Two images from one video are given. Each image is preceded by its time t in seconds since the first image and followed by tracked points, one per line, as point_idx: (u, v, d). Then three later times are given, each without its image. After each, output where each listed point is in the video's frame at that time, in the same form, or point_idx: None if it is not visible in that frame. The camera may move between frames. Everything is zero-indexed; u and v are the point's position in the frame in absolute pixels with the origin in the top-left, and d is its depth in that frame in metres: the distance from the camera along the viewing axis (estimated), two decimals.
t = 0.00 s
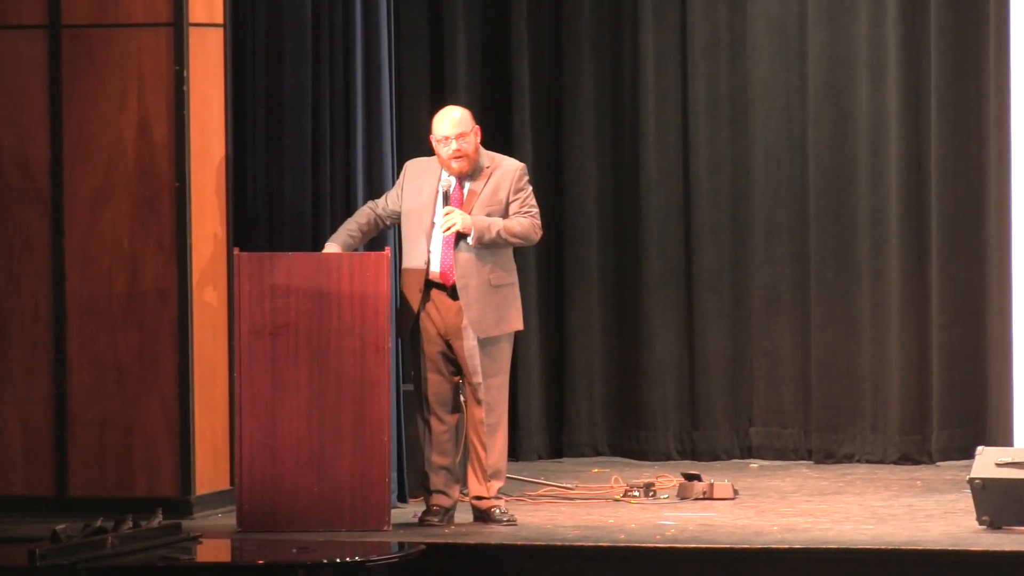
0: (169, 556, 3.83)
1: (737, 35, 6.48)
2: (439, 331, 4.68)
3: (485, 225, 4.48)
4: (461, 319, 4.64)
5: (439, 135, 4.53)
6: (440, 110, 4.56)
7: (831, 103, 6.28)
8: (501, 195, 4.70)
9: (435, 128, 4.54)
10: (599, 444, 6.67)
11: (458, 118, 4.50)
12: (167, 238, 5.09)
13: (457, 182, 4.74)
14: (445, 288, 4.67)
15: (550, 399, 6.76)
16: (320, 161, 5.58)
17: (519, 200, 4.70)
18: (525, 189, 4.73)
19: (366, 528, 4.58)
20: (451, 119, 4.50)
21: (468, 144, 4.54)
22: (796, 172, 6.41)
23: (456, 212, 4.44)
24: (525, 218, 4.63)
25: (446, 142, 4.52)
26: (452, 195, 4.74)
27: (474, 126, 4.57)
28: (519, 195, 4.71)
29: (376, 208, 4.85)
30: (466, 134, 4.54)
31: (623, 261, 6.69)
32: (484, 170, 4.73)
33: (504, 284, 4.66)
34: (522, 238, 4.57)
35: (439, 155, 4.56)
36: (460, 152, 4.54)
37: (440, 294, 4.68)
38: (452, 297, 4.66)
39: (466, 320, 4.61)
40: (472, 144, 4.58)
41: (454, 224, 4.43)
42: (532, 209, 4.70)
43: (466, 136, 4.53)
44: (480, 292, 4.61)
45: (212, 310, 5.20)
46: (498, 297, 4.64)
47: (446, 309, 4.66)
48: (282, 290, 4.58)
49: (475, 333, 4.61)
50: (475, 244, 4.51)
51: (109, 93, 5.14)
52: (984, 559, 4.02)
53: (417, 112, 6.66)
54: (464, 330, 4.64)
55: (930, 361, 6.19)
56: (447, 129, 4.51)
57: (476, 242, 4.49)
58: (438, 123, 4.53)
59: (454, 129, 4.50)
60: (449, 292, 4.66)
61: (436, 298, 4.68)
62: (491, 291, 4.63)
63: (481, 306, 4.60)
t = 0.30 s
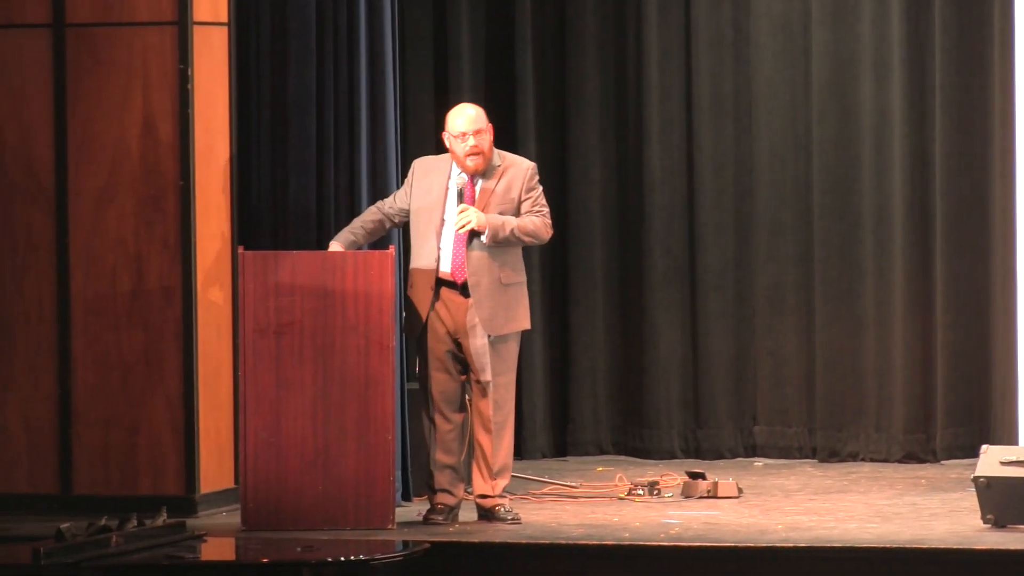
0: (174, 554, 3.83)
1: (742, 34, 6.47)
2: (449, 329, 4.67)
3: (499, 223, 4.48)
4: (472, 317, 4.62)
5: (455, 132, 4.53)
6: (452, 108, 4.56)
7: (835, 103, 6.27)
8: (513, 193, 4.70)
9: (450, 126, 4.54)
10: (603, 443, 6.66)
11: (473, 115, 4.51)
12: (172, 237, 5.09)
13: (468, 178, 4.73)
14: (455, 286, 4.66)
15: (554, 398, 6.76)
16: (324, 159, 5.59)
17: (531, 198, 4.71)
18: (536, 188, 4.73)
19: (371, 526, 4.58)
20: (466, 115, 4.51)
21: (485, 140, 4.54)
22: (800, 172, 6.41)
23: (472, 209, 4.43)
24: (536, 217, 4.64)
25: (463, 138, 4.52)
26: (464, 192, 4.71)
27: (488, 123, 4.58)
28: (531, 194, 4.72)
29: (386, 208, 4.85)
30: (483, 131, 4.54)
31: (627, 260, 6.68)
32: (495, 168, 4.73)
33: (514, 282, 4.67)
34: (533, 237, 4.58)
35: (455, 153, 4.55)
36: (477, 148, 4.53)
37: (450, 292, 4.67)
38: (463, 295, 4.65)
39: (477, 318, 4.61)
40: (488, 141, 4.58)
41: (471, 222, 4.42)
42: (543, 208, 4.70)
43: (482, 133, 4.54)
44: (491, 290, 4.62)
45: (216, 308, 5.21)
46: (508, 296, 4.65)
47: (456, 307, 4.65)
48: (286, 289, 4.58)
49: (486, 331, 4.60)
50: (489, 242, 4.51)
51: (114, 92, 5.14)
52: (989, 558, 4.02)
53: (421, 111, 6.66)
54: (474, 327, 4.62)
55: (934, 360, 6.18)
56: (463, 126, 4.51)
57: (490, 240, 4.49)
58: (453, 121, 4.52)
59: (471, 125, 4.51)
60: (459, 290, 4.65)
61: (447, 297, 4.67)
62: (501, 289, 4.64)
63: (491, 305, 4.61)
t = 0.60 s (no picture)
0: (180, 553, 3.83)
1: (747, 33, 6.47)
2: (460, 328, 4.66)
3: (516, 221, 4.48)
4: (485, 314, 4.63)
5: (470, 130, 4.55)
6: (466, 107, 4.59)
7: (840, 102, 6.26)
8: (527, 193, 4.72)
9: (465, 124, 4.57)
10: (609, 442, 6.66)
11: (488, 113, 4.54)
12: (177, 236, 5.09)
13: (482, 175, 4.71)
14: (466, 283, 4.66)
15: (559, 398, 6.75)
16: (329, 157, 5.59)
17: (545, 198, 4.74)
18: (549, 188, 4.76)
19: (377, 525, 4.57)
20: (480, 113, 4.54)
21: (500, 138, 4.57)
22: (806, 171, 6.40)
23: (489, 207, 4.41)
24: (550, 217, 4.66)
25: (479, 135, 4.54)
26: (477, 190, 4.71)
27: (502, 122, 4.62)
28: (544, 193, 4.75)
29: (393, 206, 4.84)
30: (497, 128, 4.57)
31: (632, 259, 6.68)
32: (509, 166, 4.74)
33: (527, 280, 4.68)
34: (547, 237, 4.60)
35: (470, 151, 4.57)
36: (493, 145, 4.55)
37: (460, 291, 4.67)
38: (475, 292, 4.64)
39: (489, 316, 4.62)
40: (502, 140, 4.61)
41: (488, 219, 4.41)
42: (555, 208, 4.73)
43: (497, 131, 4.56)
44: (502, 288, 4.62)
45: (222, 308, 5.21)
46: (520, 295, 4.66)
47: (468, 306, 4.64)
48: (291, 288, 4.58)
49: (498, 329, 4.62)
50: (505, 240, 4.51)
51: (120, 92, 5.14)
52: (995, 558, 4.01)
53: (426, 110, 6.65)
54: (486, 326, 4.63)
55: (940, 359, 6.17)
56: (478, 123, 4.54)
57: (506, 238, 4.49)
58: (467, 118, 4.55)
59: (486, 123, 4.53)
60: (471, 288, 4.65)
61: (458, 295, 4.66)
62: (513, 287, 4.65)
63: (502, 303, 4.61)
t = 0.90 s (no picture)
0: (186, 553, 3.83)
1: (752, 34, 6.47)
2: (473, 328, 4.66)
3: (533, 222, 4.48)
4: (500, 315, 4.63)
5: (485, 130, 4.55)
6: (480, 108, 4.61)
7: (846, 101, 6.26)
8: (541, 192, 4.72)
9: (480, 125, 4.57)
10: (614, 442, 6.65)
11: (503, 113, 4.55)
12: (182, 236, 5.10)
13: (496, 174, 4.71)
14: (480, 284, 4.65)
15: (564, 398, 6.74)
16: (335, 159, 5.60)
17: (558, 198, 4.74)
18: (562, 188, 4.77)
19: (382, 525, 4.58)
20: (494, 113, 4.55)
21: (515, 138, 4.57)
22: (811, 171, 6.40)
23: (509, 206, 4.38)
24: (564, 216, 4.68)
25: (495, 135, 4.54)
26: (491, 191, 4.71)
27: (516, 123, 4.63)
28: (557, 192, 4.75)
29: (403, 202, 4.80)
30: (512, 129, 4.57)
31: (637, 259, 6.67)
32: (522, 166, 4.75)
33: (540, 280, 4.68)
34: (563, 237, 4.60)
35: (485, 151, 4.57)
36: (508, 146, 4.56)
37: (472, 290, 4.66)
38: (489, 292, 4.64)
39: (504, 317, 4.63)
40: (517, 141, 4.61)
41: (509, 217, 4.37)
42: (567, 208, 4.75)
43: (512, 131, 4.57)
44: (512, 288, 4.62)
45: (227, 308, 5.21)
46: (532, 295, 4.66)
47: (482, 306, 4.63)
48: (297, 288, 4.58)
49: (513, 330, 4.63)
50: (522, 240, 4.51)
51: (125, 92, 5.15)
52: (1000, 558, 4.00)
53: (431, 111, 6.65)
54: (501, 326, 4.64)
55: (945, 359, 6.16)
56: (493, 123, 4.54)
57: (524, 238, 4.49)
58: (482, 118, 4.56)
59: (501, 122, 4.54)
60: (485, 288, 4.64)
61: (472, 295, 4.65)
62: (526, 287, 4.65)
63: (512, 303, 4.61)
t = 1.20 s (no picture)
0: (191, 553, 3.83)
1: (757, 34, 6.47)
2: (487, 328, 4.66)
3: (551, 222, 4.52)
4: (515, 314, 4.65)
5: (501, 129, 4.57)
6: (493, 107, 4.64)
7: (851, 101, 6.25)
8: (553, 191, 4.74)
9: (494, 124, 4.59)
10: (618, 442, 6.65)
11: (516, 112, 4.59)
12: (187, 235, 5.10)
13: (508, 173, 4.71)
14: (496, 284, 4.65)
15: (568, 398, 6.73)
16: (340, 159, 5.59)
17: (567, 198, 4.78)
18: (570, 189, 4.80)
19: (386, 525, 4.58)
20: (508, 112, 4.59)
21: (529, 138, 4.61)
22: (816, 170, 6.39)
23: (530, 204, 4.41)
24: (576, 216, 4.71)
25: (510, 134, 4.57)
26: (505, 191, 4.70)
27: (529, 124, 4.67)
28: (568, 193, 4.78)
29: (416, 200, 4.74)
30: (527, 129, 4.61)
31: (642, 258, 6.66)
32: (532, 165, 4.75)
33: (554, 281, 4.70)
34: (576, 236, 4.64)
35: (498, 149, 4.59)
36: (523, 145, 4.58)
37: (489, 291, 4.65)
38: (505, 291, 4.64)
39: (521, 316, 4.64)
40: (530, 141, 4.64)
41: (530, 215, 4.39)
42: (578, 208, 4.79)
43: (527, 131, 4.60)
44: (522, 286, 4.62)
45: (232, 307, 5.21)
46: (547, 295, 4.67)
47: (499, 307, 4.63)
48: (301, 288, 4.59)
49: (528, 330, 4.65)
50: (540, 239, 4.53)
51: (131, 91, 5.15)
52: (1005, 557, 4.00)
53: (436, 110, 6.65)
54: (516, 326, 4.65)
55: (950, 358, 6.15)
56: (508, 122, 4.57)
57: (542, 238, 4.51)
58: (495, 118, 4.59)
59: (515, 122, 4.58)
60: (501, 287, 4.64)
61: (488, 295, 4.65)
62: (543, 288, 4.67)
63: (524, 302, 4.62)
